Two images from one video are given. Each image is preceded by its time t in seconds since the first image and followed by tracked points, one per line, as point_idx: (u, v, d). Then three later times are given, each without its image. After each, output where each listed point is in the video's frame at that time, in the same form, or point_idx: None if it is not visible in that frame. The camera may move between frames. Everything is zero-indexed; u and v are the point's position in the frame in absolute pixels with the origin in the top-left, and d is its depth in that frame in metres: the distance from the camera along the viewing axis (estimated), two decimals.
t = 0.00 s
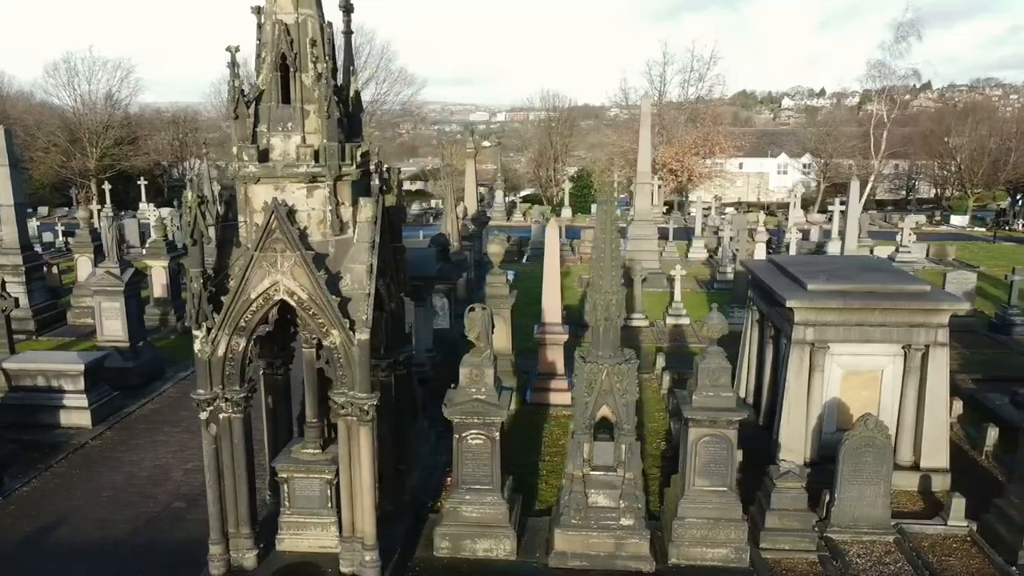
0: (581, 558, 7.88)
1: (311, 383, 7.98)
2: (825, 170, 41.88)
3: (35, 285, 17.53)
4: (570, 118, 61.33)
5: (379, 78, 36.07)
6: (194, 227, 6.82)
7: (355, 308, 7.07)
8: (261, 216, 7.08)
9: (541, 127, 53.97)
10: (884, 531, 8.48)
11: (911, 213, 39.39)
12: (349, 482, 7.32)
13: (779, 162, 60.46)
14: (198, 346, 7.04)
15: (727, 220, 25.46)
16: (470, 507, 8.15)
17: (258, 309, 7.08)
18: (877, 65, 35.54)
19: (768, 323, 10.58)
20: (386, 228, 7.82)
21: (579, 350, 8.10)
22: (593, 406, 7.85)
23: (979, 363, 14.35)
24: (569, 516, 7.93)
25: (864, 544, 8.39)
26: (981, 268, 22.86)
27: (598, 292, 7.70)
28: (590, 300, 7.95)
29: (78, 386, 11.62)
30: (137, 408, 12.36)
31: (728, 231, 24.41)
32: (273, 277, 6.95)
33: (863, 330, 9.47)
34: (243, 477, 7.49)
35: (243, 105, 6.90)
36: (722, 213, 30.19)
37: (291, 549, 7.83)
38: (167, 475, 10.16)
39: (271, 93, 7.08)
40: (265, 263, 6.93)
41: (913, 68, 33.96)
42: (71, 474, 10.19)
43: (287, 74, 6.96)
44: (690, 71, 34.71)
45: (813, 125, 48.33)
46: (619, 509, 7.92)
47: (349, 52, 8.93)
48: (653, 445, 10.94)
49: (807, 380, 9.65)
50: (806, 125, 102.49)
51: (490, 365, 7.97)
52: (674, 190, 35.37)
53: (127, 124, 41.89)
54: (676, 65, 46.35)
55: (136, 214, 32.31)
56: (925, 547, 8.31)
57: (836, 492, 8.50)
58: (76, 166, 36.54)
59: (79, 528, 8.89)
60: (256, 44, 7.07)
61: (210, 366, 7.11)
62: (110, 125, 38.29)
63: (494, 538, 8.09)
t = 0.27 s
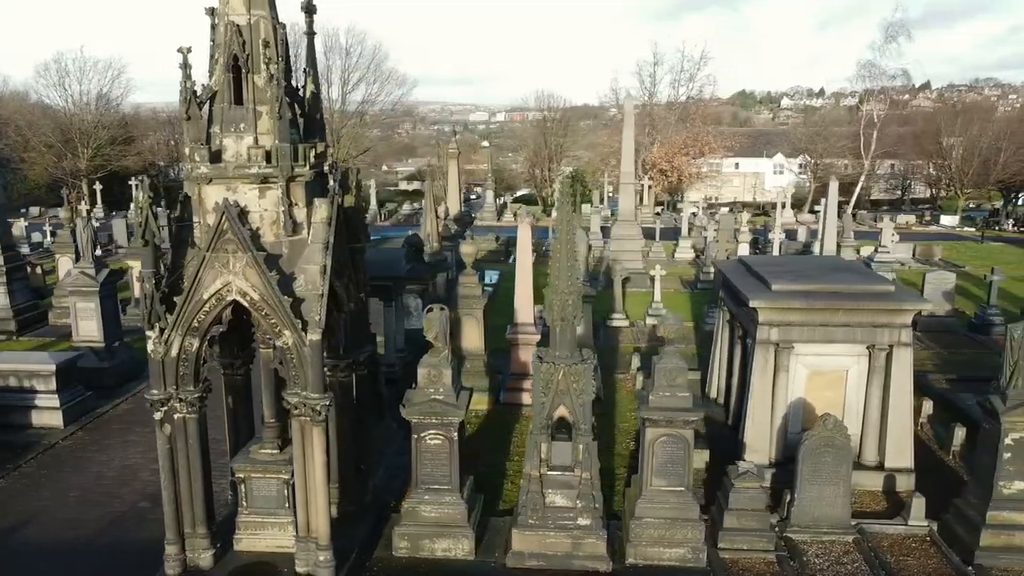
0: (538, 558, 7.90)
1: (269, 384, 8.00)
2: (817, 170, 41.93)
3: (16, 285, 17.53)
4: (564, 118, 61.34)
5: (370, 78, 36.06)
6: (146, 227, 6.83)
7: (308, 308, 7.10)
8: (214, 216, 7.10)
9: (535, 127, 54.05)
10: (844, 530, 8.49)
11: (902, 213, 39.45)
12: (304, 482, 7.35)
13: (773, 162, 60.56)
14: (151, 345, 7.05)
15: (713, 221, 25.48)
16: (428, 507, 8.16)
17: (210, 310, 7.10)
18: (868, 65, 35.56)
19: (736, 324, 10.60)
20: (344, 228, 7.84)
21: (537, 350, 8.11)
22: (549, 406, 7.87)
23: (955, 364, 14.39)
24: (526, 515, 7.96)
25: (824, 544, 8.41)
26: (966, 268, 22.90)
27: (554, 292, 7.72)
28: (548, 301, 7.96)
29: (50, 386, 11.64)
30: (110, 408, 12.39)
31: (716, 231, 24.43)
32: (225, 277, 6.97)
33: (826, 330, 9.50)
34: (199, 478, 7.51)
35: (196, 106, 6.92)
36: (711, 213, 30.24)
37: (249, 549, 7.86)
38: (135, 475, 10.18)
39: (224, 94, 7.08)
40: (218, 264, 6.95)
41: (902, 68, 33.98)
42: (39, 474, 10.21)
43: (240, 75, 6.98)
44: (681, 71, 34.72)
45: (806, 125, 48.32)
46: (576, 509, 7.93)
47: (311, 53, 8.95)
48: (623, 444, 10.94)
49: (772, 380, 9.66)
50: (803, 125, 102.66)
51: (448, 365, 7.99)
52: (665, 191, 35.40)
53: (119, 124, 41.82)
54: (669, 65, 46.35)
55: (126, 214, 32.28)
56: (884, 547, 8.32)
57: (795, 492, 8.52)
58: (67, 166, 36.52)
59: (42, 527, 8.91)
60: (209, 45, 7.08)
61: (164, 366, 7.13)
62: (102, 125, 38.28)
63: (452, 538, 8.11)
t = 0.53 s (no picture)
0: (494, 558, 7.92)
1: (225, 385, 8.02)
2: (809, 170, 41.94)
3: None
4: (558, 118, 61.34)
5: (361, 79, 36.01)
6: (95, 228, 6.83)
7: (259, 309, 7.11)
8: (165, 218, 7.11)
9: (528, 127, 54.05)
10: (801, 531, 8.50)
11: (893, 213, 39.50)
12: (257, 483, 7.36)
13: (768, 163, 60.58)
14: (101, 346, 7.06)
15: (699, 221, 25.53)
16: (385, 507, 8.18)
17: (161, 311, 7.12)
18: (858, 66, 35.58)
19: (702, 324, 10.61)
20: (298, 229, 7.86)
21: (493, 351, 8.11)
22: (504, 407, 7.89)
23: (930, 364, 14.42)
24: (481, 516, 7.98)
25: (781, 545, 8.42)
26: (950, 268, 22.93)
27: (508, 294, 7.73)
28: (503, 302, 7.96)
29: (20, 387, 11.66)
30: (82, 408, 12.41)
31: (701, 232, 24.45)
32: (175, 279, 6.98)
33: (788, 331, 9.51)
34: (152, 479, 7.52)
35: (145, 108, 6.92)
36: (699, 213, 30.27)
37: (204, 549, 7.87)
38: (101, 475, 10.20)
39: (175, 96, 7.10)
40: (167, 265, 6.96)
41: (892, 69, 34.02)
42: (6, 475, 10.23)
43: (190, 77, 6.99)
44: (670, 72, 34.72)
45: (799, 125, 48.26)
46: (531, 510, 7.95)
47: (272, 54, 8.97)
48: (590, 444, 10.96)
49: (735, 381, 9.68)
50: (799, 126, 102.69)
51: (404, 366, 8.00)
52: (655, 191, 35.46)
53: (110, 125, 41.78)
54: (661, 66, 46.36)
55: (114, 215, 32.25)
56: (841, 548, 8.33)
57: (754, 493, 8.53)
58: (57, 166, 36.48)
59: (3, 527, 8.92)
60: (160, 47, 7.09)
61: (115, 367, 7.15)
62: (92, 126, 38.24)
63: (409, 539, 8.12)
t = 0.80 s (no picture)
0: (448, 558, 7.95)
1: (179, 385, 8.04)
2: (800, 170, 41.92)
3: None
4: (552, 118, 61.28)
5: (351, 78, 35.94)
6: (42, 229, 6.85)
7: (208, 310, 7.14)
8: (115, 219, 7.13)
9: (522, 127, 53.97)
10: (758, 531, 8.51)
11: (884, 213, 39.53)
12: (208, 483, 7.38)
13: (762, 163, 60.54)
14: (50, 347, 7.08)
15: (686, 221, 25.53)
16: (340, 507, 8.20)
17: (110, 311, 7.13)
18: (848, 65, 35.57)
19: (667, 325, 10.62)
20: (252, 230, 7.88)
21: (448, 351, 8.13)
22: (458, 407, 7.91)
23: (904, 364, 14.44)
24: (435, 516, 8.00)
25: (737, 544, 8.43)
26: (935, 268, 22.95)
27: (460, 294, 7.75)
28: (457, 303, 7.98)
29: None
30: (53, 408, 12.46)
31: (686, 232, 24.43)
32: (123, 279, 7.00)
33: (749, 332, 9.52)
34: (104, 479, 7.54)
35: (94, 109, 6.94)
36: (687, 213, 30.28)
37: (158, 549, 7.90)
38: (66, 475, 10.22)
39: (124, 97, 7.12)
40: (116, 266, 6.98)
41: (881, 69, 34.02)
42: None
43: (139, 78, 7.02)
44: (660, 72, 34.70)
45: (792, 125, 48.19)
46: (485, 510, 7.97)
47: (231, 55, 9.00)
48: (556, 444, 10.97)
49: (696, 381, 9.70)
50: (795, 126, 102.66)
51: (358, 366, 8.01)
52: (645, 191, 35.45)
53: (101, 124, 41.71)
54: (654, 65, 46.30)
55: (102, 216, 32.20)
56: (796, 547, 8.36)
57: (710, 493, 8.54)
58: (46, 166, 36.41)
59: None
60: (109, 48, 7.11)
61: (64, 367, 7.16)
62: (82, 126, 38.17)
63: (364, 539, 8.15)
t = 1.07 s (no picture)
0: (400, 558, 7.97)
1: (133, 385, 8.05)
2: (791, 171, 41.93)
3: None
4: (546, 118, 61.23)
5: (341, 78, 35.93)
6: None
7: (157, 311, 7.15)
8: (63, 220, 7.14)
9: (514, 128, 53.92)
10: (713, 531, 8.53)
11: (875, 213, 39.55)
12: (159, 483, 7.41)
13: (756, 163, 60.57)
14: None
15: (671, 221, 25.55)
16: (295, 507, 8.22)
17: (59, 312, 7.15)
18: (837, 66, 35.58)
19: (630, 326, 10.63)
20: (205, 230, 7.92)
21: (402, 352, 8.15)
22: (410, 407, 7.93)
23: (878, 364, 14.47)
24: (388, 516, 8.02)
25: (692, 544, 8.45)
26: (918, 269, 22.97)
27: (411, 294, 7.78)
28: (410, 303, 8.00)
29: None
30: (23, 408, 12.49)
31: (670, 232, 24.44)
32: (70, 280, 7.00)
33: (708, 332, 9.54)
34: (55, 479, 7.56)
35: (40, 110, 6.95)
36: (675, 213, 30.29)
37: (112, 549, 7.92)
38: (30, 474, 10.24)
39: (72, 98, 7.13)
40: (63, 267, 6.99)
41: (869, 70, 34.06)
42: None
43: (86, 79, 7.04)
44: (649, 72, 34.70)
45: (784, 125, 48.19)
46: (437, 510, 8.00)
47: (190, 56, 9.02)
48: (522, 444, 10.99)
49: (656, 381, 9.73)
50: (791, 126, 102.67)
51: (312, 366, 8.03)
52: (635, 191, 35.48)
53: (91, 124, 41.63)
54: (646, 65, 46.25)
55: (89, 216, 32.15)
56: (750, 547, 8.38)
57: (665, 493, 8.57)
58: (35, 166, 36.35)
59: None
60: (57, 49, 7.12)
61: (13, 368, 7.18)
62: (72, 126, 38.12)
63: (318, 539, 8.18)
